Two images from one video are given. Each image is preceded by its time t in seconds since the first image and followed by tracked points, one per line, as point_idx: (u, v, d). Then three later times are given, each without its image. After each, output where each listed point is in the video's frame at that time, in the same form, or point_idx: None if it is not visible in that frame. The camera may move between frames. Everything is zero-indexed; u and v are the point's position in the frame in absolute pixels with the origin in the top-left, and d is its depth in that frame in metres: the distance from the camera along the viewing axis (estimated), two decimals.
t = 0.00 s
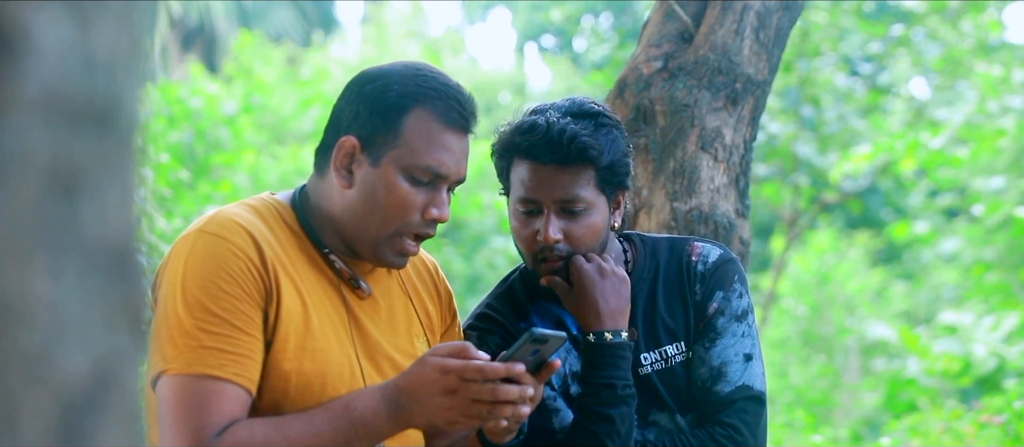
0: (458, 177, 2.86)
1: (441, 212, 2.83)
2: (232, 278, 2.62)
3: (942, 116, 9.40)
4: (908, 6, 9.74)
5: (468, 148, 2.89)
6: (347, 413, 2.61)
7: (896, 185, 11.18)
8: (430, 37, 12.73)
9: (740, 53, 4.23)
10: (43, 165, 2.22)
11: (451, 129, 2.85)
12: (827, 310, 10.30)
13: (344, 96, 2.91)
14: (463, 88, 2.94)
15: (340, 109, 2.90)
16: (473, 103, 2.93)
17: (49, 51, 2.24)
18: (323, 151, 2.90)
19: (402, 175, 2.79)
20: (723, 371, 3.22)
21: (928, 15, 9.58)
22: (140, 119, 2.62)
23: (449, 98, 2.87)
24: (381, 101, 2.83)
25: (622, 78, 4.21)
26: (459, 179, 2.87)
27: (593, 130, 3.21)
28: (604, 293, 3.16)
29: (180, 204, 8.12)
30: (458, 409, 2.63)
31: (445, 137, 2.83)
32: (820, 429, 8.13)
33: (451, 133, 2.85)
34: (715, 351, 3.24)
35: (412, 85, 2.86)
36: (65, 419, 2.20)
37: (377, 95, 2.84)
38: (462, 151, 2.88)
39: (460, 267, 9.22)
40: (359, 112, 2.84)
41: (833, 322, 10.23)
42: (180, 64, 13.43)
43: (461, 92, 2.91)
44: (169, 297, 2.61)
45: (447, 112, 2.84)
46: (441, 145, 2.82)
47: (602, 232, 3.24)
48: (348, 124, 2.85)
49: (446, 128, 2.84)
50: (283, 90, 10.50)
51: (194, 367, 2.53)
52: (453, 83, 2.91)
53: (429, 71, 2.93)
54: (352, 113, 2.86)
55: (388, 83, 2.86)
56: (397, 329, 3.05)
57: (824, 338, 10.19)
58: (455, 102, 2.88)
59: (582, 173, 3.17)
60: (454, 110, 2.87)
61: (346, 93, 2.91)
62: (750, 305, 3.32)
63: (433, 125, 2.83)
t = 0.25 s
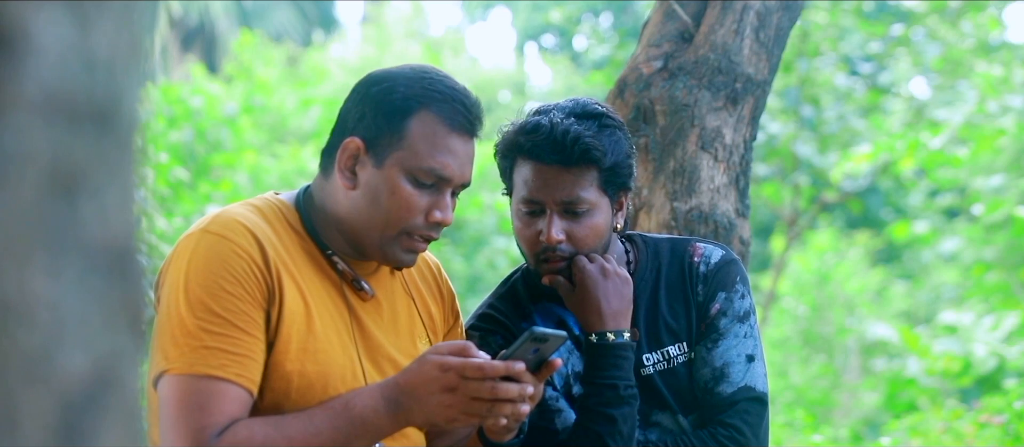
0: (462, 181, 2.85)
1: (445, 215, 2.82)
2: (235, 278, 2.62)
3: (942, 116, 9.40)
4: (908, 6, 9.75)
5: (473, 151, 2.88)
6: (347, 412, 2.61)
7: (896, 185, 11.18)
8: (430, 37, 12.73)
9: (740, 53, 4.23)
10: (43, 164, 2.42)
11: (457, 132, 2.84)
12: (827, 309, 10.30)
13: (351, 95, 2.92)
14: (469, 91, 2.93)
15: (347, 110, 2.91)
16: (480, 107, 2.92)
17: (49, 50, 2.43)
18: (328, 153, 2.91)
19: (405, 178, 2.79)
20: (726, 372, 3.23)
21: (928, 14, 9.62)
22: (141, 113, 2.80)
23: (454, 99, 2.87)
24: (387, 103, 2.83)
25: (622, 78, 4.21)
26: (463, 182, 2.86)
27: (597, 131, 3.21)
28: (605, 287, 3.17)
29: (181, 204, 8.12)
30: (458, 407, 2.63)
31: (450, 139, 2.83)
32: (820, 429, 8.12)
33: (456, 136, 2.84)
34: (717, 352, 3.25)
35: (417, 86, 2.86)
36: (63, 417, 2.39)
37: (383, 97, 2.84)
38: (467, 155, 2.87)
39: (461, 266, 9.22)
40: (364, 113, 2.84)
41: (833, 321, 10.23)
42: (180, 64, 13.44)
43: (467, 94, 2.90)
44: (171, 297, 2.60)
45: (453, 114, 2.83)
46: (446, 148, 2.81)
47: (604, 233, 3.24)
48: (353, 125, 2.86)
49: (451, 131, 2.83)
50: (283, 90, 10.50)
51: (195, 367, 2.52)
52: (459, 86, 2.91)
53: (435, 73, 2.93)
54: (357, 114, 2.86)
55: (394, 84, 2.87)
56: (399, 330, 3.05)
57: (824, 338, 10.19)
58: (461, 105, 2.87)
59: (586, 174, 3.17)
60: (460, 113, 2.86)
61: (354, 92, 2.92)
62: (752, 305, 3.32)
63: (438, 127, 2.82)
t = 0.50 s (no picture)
0: (465, 182, 2.85)
1: (447, 216, 2.82)
2: (241, 278, 2.62)
3: (942, 116, 9.41)
4: (908, 6, 9.83)
5: (477, 153, 2.88)
6: (351, 413, 2.61)
7: (896, 185, 11.19)
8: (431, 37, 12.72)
9: (740, 53, 4.22)
10: (46, 163, 3.19)
11: (462, 133, 2.84)
12: (827, 309, 10.30)
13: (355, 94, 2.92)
14: (474, 92, 2.93)
15: (351, 111, 2.91)
16: (485, 109, 2.93)
17: (50, 52, 3.20)
18: (333, 153, 2.91)
19: (407, 178, 2.79)
20: (731, 370, 3.25)
21: (928, 14, 9.64)
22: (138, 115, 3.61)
23: (460, 101, 2.87)
24: (391, 103, 2.83)
25: (622, 78, 4.22)
26: (466, 183, 2.86)
27: (602, 129, 3.22)
28: (615, 287, 3.17)
29: (181, 204, 8.10)
30: (461, 408, 2.63)
31: (453, 140, 2.82)
32: (820, 429, 8.10)
33: (459, 137, 2.84)
34: (723, 350, 3.26)
35: (423, 87, 2.87)
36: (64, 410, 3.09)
37: (386, 96, 2.85)
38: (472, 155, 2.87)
39: (461, 266, 9.22)
40: (368, 113, 2.85)
41: (833, 321, 10.23)
42: (180, 63, 13.43)
43: (473, 97, 2.91)
44: (177, 296, 2.61)
45: (457, 115, 2.84)
46: (450, 148, 2.82)
47: (609, 232, 3.24)
48: (358, 124, 2.86)
49: (455, 131, 2.83)
50: (284, 90, 10.50)
51: (200, 367, 2.52)
52: (464, 88, 2.91)
53: (440, 73, 2.94)
54: (362, 114, 2.86)
55: (399, 84, 2.87)
56: (402, 332, 3.05)
57: (824, 338, 10.18)
58: (465, 105, 2.87)
59: (591, 171, 3.18)
60: (463, 115, 2.86)
61: (359, 93, 2.91)
62: (757, 305, 3.33)
63: (442, 128, 2.82)
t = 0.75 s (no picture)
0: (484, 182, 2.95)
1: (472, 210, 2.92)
2: (242, 279, 2.62)
3: (942, 116, 9.41)
4: (909, 6, 9.96)
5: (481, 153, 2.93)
6: (352, 414, 2.61)
7: (896, 185, 11.20)
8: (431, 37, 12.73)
9: (740, 53, 4.23)
10: (44, 164, 3.04)
11: (473, 125, 2.92)
12: (827, 309, 10.30)
13: (364, 117, 2.81)
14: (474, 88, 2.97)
15: (351, 128, 2.82)
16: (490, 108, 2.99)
17: (51, 50, 3.05)
18: (332, 160, 2.86)
19: (450, 188, 2.85)
20: (739, 365, 3.19)
21: (928, 14, 9.70)
22: (140, 117, 3.43)
23: (476, 101, 2.93)
24: (420, 124, 2.81)
25: (622, 78, 4.23)
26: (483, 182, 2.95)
27: (622, 115, 3.20)
28: (628, 264, 2.97)
29: (181, 204, 8.09)
30: (463, 409, 2.63)
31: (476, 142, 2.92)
32: (820, 429, 8.10)
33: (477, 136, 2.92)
34: (733, 345, 3.21)
35: (446, 98, 2.87)
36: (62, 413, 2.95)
37: (412, 117, 2.81)
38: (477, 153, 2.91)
39: (461, 266, 9.21)
40: (396, 133, 2.80)
41: (834, 321, 10.22)
42: (180, 63, 13.43)
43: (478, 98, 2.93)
44: (178, 297, 2.61)
45: (475, 115, 2.91)
46: (473, 150, 2.91)
47: (624, 216, 3.19)
48: (386, 139, 2.80)
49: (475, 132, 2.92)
50: (284, 90, 10.50)
51: (202, 368, 2.53)
52: (466, 84, 2.93)
53: (435, 70, 2.92)
54: (384, 137, 2.80)
55: (418, 101, 2.83)
56: (404, 332, 3.05)
57: (824, 338, 10.17)
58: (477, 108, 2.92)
59: (609, 154, 3.17)
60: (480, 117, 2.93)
61: (368, 116, 2.81)
62: (769, 306, 3.29)
63: (470, 134, 2.91)
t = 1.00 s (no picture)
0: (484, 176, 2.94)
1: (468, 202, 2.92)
2: (240, 282, 2.62)
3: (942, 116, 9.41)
4: (908, 6, 9.96)
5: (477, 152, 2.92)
6: (351, 416, 2.61)
7: (896, 185, 11.20)
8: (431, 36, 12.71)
9: (740, 53, 4.23)
10: (44, 163, 3.72)
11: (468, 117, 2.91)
12: (827, 309, 10.27)
13: (368, 121, 2.78)
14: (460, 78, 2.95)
15: (358, 118, 2.78)
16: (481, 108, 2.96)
17: (52, 54, 3.71)
18: (343, 163, 2.80)
19: (456, 183, 2.86)
20: (748, 364, 3.17)
21: (928, 14, 9.69)
22: (140, 117, 4.14)
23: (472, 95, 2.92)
24: (432, 124, 2.81)
25: (622, 78, 4.23)
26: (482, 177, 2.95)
27: (641, 107, 3.22)
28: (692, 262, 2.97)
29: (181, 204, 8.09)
30: (463, 412, 2.63)
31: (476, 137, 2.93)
32: (820, 429, 8.10)
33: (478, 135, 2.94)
34: (743, 345, 3.20)
35: (447, 97, 2.86)
36: (68, 412, 3.65)
37: (422, 117, 2.81)
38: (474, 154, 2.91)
39: (461, 266, 9.20)
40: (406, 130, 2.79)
41: (834, 321, 10.23)
42: (180, 63, 13.43)
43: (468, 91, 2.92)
44: (176, 300, 2.61)
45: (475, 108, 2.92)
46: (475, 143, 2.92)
47: (641, 207, 3.18)
48: (393, 140, 2.78)
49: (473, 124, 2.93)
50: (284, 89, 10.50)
51: (200, 371, 2.53)
52: (454, 76, 2.93)
53: (430, 68, 2.90)
54: (395, 131, 2.78)
55: (421, 99, 2.82)
56: (403, 331, 3.05)
57: (824, 338, 10.17)
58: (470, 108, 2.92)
59: (626, 144, 3.18)
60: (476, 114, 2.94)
61: (372, 119, 2.78)
62: (782, 314, 3.28)
63: (472, 128, 2.92)
